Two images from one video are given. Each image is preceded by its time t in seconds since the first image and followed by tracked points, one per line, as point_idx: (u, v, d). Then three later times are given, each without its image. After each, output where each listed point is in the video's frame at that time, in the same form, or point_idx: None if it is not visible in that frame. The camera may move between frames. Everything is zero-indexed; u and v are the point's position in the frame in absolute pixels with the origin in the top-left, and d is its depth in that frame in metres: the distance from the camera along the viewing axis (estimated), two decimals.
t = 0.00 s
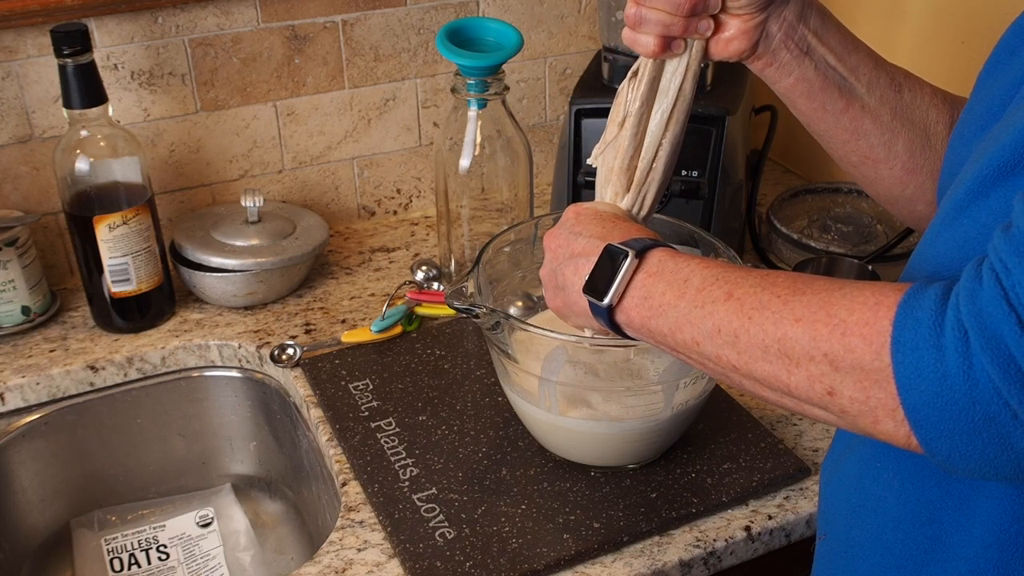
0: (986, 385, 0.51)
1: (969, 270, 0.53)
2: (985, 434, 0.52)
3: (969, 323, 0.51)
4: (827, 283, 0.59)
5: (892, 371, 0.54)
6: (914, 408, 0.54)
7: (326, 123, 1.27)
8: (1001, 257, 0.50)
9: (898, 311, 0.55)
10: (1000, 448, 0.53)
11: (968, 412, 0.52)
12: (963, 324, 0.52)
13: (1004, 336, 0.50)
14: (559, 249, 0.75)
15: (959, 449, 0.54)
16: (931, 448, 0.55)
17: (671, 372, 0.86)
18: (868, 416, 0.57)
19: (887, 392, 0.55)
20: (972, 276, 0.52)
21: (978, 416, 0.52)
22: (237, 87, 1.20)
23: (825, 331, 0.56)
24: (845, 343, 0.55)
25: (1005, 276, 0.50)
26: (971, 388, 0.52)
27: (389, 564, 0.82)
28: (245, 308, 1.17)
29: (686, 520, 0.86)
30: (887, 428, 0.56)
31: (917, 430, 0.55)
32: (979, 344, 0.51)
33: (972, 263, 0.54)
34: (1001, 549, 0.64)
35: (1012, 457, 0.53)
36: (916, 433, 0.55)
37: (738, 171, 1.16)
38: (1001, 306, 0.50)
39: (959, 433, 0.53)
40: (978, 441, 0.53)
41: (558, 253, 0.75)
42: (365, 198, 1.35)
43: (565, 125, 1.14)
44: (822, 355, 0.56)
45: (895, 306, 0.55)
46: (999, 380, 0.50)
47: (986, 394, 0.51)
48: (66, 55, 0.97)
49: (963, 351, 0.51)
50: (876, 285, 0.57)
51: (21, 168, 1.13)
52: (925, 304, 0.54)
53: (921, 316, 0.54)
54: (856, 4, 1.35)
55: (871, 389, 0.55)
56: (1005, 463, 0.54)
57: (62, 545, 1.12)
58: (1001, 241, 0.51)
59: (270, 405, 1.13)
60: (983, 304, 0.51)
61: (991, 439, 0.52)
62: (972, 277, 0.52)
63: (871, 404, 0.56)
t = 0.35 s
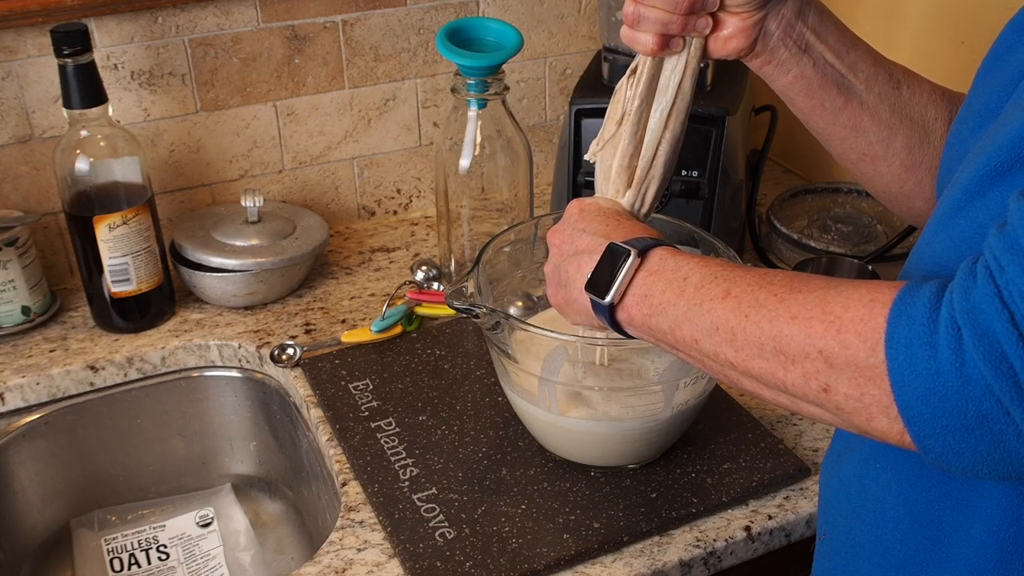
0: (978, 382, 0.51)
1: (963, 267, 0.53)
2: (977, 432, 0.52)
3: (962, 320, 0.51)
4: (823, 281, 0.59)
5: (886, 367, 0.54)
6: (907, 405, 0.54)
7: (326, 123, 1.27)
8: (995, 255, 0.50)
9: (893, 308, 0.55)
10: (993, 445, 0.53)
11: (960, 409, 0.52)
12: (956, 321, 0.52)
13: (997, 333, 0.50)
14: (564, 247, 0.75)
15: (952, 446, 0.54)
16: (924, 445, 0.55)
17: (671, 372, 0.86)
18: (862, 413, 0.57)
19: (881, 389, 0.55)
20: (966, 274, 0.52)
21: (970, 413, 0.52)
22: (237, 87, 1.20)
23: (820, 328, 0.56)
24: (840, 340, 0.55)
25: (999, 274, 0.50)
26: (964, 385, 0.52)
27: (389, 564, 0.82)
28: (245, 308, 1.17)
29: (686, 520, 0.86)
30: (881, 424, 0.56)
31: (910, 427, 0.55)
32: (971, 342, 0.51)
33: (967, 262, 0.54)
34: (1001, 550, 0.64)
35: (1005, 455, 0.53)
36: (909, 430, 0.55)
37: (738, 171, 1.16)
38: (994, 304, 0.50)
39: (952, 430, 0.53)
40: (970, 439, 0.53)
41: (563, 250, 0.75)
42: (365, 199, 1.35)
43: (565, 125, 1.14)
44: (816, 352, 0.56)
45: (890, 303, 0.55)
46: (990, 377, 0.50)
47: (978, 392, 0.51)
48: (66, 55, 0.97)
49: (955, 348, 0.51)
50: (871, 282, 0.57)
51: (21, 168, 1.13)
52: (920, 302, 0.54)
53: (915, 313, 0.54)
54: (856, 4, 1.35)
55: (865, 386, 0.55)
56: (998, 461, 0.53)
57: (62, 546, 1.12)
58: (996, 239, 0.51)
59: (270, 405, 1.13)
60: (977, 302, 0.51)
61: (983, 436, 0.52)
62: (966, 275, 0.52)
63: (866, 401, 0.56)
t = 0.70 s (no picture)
0: (975, 384, 0.51)
1: (960, 269, 0.53)
2: (974, 433, 0.52)
3: (959, 322, 0.51)
4: (822, 283, 0.59)
5: (883, 369, 0.54)
6: (905, 407, 0.54)
7: (326, 123, 1.27)
8: (992, 257, 0.50)
9: (891, 309, 0.55)
10: (990, 448, 0.53)
11: (957, 410, 0.52)
12: (953, 322, 0.52)
13: (993, 335, 0.50)
14: (566, 244, 0.75)
15: (949, 448, 0.54)
16: (922, 447, 0.55)
17: (671, 372, 0.86)
18: (860, 415, 0.56)
19: (879, 391, 0.55)
20: (964, 275, 0.52)
21: (967, 415, 0.52)
22: (237, 87, 1.20)
23: (817, 330, 0.56)
24: (837, 343, 0.55)
25: (996, 275, 0.50)
26: (960, 386, 0.52)
27: (389, 564, 0.82)
28: (245, 308, 1.17)
29: (686, 520, 0.86)
30: (879, 426, 0.56)
31: (907, 428, 0.55)
32: (968, 343, 0.51)
33: (964, 263, 0.54)
34: (999, 550, 0.63)
35: (1002, 457, 0.53)
36: (906, 431, 0.55)
37: (738, 171, 1.16)
38: (990, 305, 0.50)
39: (949, 432, 0.53)
40: (967, 441, 0.53)
41: (564, 248, 0.75)
42: (365, 199, 1.35)
43: (565, 125, 1.14)
44: (814, 355, 0.56)
45: (888, 305, 0.55)
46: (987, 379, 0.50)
47: (975, 393, 0.51)
48: (66, 55, 0.97)
49: (953, 349, 0.51)
50: (868, 284, 0.57)
51: (21, 168, 1.13)
52: (917, 303, 0.54)
53: (913, 314, 0.54)
54: (857, 4, 1.35)
55: (863, 388, 0.55)
56: (996, 464, 0.53)
57: (62, 546, 1.12)
58: (993, 241, 0.51)
59: (270, 405, 1.13)
60: (974, 303, 0.51)
61: (980, 437, 0.52)
62: (964, 277, 0.52)
63: (863, 403, 0.56)
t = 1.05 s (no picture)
0: (979, 394, 0.51)
1: (963, 277, 0.53)
2: (978, 442, 0.52)
3: (962, 331, 0.51)
4: (825, 289, 0.59)
5: (886, 378, 0.54)
6: (908, 416, 0.54)
7: (326, 123, 1.27)
8: (995, 266, 0.50)
9: (894, 318, 0.55)
10: (994, 456, 0.53)
11: (961, 419, 0.52)
12: (957, 332, 0.51)
13: (997, 344, 0.50)
14: (567, 243, 0.75)
15: (952, 456, 0.54)
16: (925, 454, 0.55)
17: (671, 372, 0.86)
18: (863, 421, 0.56)
19: (882, 399, 0.55)
20: (967, 283, 0.52)
21: (971, 424, 0.52)
22: (237, 87, 1.20)
23: (820, 336, 0.56)
24: (840, 350, 0.55)
25: (999, 285, 0.50)
26: (965, 396, 0.51)
27: (389, 564, 0.82)
28: (245, 308, 1.17)
29: (686, 520, 0.86)
30: (881, 432, 0.56)
31: (911, 436, 0.55)
32: (972, 353, 0.50)
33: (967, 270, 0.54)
34: (999, 553, 0.64)
35: (1006, 465, 0.53)
36: (909, 439, 0.55)
37: (738, 171, 1.15)
38: (994, 315, 0.50)
39: (953, 440, 0.53)
40: (971, 449, 0.53)
41: (566, 247, 0.75)
42: (365, 199, 1.35)
43: (565, 125, 1.14)
44: (817, 361, 0.56)
45: (890, 313, 0.55)
46: (991, 388, 0.50)
47: (979, 402, 0.51)
48: (66, 55, 0.97)
49: (956, 359, 0.51)
50: (871, 290, 0.57)
51: (21, 168, 1.13)
52: (920, 312, 0.54)
53: (916, 323, 0.53)
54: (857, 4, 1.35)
55: (864, 392, 0.55)
56: (1000, 471, 0.53)
57: (62, 546, 1.12)
58: (995, 249, 0.51)
59: (270, 405, 1.13)
60: (977, 312, 0.51)
61: (984, 446, 0.52)
62: (967, 285, 0.52)
63: (866, 410, 0.56)
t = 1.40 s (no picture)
0: (1009, 447, 0.50)
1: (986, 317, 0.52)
2: (1005, 490, 0.52)
3: (991, 382, 0.51)
4: (848, 310, 0.58)
5: (914, 426, 0.54)
6: (935, 461, 0.54)
7: (326, 123, 1.27)
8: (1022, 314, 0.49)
9: (916, 361, 0.54)
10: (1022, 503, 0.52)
11: (988, 470, 0.52)
12: (985, 383, 0.51)
13: None
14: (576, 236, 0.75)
15: (980, 503, 0.53)
16: (949, 497, 0.54)
17: (671, 372, 0.86)
18: (885, 456, 0.57)
19: (905, 437, 0.55)
20: (992, 327, 0.52)
21: (999, 475, 0.51)
22: (237, 87, 1.20)
23: (844, 367, 0.56)
24: (864, 385, 0.55)
25: None
26: (993, 448, 0.51)
27: (389, 564, 0.82)
28: (245, 308, 1.17)
29: (686, 520, 0.86)
30: (903, 468, 0.57)
31: (937, 480, 0.54)
32: (1002, 406, 0.50)
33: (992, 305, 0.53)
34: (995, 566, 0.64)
35: None
36: (935, 482, 0.55)
37: (739, 171, 1.15)
38: None
39: (980, 489, 0.53)
40: (999, 497, 0.52)
41: (575, 240, 0.75)
42: (365, 198, 1.35)
43: (565, 125, 1.14)
44: (842, 392, 0.57)
45: (912, 353, 0.55)
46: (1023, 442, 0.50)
47: (1008, 454, 0.51)
48: (66, 55, 0.97)
49: (985, 411, 0.51)
50: (894, 322, 0.56)
51: (21, 168, 1.13)
52: (944, 355, 0.53)
53: (940, 368, 0.53)
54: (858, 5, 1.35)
55: (864, 394, 0.56)
56: None
57: (62, 545, 1.12)
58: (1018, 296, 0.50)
59: (270, 405, 1.13)
60: (1006, 363, 0.50)
61: (1013, 495, 0.52)
62: (991, 330, 0.52)
63: (889, 446, 0.56)
